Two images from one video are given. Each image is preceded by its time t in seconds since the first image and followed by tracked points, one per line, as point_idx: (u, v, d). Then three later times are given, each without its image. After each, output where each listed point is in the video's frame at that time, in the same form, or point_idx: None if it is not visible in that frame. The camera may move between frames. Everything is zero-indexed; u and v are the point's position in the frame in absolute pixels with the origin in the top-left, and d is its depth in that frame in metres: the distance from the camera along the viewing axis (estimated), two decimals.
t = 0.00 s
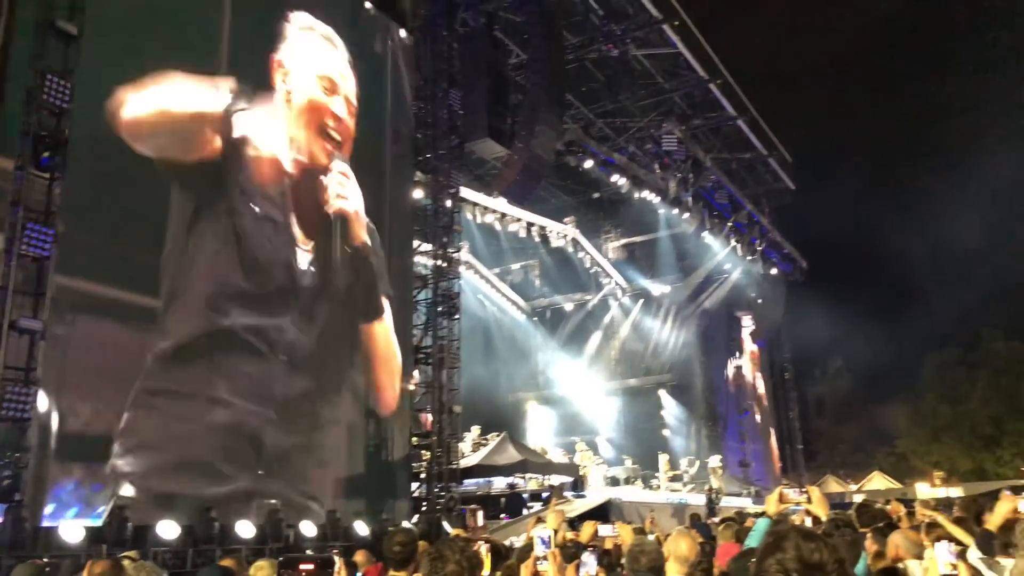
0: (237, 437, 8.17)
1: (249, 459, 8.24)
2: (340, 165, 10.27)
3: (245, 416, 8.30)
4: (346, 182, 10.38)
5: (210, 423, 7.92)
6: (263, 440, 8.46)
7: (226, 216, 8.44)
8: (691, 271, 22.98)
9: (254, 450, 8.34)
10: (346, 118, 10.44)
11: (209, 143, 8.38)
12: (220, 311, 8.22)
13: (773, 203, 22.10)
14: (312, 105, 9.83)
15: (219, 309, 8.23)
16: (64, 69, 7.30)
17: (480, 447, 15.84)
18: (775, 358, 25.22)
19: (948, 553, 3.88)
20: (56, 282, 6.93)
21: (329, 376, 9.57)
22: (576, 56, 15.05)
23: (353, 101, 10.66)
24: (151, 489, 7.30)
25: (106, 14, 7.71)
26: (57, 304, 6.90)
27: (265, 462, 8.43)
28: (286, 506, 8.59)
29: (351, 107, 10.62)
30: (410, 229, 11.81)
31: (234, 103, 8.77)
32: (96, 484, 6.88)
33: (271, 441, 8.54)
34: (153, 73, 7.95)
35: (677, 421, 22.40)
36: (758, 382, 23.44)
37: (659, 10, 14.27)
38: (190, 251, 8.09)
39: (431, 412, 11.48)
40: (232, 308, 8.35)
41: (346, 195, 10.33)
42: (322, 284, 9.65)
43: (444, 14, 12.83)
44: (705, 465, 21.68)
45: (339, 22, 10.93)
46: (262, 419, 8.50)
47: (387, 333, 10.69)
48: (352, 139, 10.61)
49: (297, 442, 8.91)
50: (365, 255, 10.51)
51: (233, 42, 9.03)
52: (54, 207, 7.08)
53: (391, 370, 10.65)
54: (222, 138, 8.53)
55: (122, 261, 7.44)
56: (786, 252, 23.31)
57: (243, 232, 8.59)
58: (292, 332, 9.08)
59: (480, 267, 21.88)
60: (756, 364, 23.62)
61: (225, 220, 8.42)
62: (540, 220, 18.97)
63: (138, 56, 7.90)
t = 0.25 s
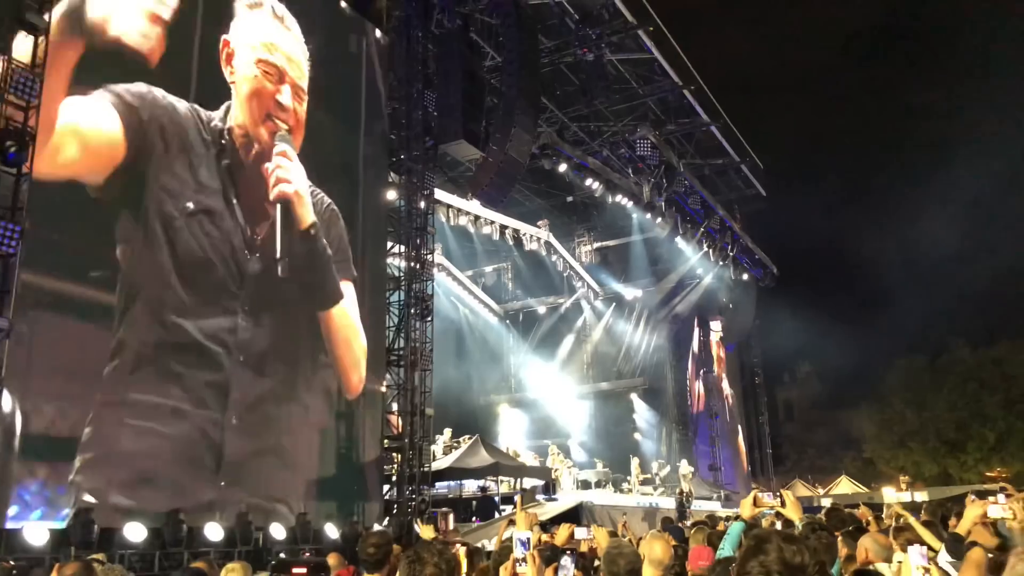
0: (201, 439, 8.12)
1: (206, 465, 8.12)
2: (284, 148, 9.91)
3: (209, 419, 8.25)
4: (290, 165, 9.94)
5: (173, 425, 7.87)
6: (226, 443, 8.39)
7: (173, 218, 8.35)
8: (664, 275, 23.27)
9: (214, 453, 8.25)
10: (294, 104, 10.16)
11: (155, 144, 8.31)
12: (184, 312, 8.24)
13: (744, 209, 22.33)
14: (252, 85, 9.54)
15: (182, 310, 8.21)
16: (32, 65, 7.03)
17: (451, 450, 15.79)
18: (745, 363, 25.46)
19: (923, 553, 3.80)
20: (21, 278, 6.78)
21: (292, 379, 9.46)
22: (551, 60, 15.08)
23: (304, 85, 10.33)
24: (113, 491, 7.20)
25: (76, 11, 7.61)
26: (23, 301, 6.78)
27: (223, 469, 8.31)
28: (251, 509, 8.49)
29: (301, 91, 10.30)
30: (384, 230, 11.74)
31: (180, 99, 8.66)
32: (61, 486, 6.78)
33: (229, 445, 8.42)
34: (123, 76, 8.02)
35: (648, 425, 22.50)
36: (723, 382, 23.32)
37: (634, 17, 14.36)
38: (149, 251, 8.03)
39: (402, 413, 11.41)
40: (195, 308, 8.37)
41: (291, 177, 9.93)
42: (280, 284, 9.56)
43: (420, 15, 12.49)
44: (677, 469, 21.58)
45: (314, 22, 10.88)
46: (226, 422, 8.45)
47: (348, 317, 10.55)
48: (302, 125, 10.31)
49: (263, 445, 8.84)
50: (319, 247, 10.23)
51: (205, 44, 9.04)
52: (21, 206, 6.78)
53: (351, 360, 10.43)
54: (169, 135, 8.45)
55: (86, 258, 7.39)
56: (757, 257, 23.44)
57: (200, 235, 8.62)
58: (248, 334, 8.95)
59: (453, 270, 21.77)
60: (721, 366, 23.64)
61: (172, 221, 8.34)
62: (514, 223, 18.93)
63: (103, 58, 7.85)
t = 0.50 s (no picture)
0: (214, 443, 8.15)
1: (217, 469, 8.13)
2: (292, 150, 9.67)
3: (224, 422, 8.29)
4: (297, 166, 9.66)
5: (185, 429, 7.90)
6: (239, 447, 8.41)
7: (178, 231, 8.31)
8: (676, 280, 23.18)
9: (226, 457, 8.25)
10: (304, 106, 9.99)
11: (157, 161, 8.23)
12: (198, 319, 8.27)
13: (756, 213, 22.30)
14: (260, 87, 9.44)
15: (195, 314, 8.24)
16: (49, 69, 7.18)
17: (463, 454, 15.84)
18: (757, 367, 25.38)
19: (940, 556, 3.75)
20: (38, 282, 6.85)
21: (303, 386, 9.39)
22: (563, 65, 15.09)
23: (314, 87, 10.16)
24: (126, 494, 7.26)
25: (92, 19, 7.66)
26: (42, 305, 6.84)
27: (235, 473, 8.32)
28: (264, 512, 8.54)
29: (311, 93, 10.13)
30: (397, 234, 11.81)
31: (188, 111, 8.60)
32: (78, 488, 6.87)
33: (240, 448, 8.42)
34: (138, 84, 8.02)
35: (660, 430, 22.61)
36: (735, 387, 23.20)
37: (645, 21, 14.37)
38: (163, 257, 8.08)
39: (414, 417, 11.39)
40: (208, 314, 8.39)
41: (298, 179, 9.65)
42: (290, 290, 9.48)
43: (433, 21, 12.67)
44: (688, 474, 21.72)
45: (327, 28, 10.94)
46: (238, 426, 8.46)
47: (353, 318, 10.41)
48: (310, 129, 10.14)
49: (277, 449, 8.86)
50: (328, 250, 10.09)
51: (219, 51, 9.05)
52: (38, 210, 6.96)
53: (359, 361, 10.42)
54: (173, 151, 8.39)
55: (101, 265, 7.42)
56: (770, 262, 23.43)
57: (214, 240, 8.63)
58: (259, 339, 8.88)
59: (464, 274, 21.80)
60: (734, 370, 23.41)
61: (178, 234, 8.30)
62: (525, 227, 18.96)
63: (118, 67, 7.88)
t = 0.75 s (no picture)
0: (234, 459, 8.16)
1: (237, 485, 8.12)
2: (302, 162, 9.67)
3: (248, 439, 8.36)
4: (308, 178, 9.68)
5: (205, 445, 7.91)
6: (259, 464, 8.42)
7: (193, 249, 8.27)
8: (694, 288, 23.02)
9: (246, 471, 8.25)
10: (313, 112, 9.93)
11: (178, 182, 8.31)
12: (215, 338, 8.26)
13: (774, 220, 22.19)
14: (270, 98, 9.40)
15: (215, 328, 8.27)
16: (70, 90, 7.28)
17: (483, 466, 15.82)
18: (778, 375, 25.20)
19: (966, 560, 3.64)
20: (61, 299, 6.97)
21: (320, 403, 9.39)
22: (577, 76, 15.09)
23: (322, 92, 10.12)
24: (148, 512, 7.29)
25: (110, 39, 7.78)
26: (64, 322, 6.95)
27: (255, 488, 8.31)
28: (284, 527, 8.52)
29: (319, 98, 10.08)
30: (414, 247, 11.86)
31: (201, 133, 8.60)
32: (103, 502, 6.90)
33: (261, 464, 8.43)
34: (156, 104, 8.14)
35: (682, 440, 22.26)
36: (755, 396, 23.30)
37: (659, 31, 14.39)
38: (180, 274, 8.10)
39: (434, 430, 11.37)
40: (223, 331, 8.36)
41: (309, 193, 9.66)
42: (306, 303, 9.44)
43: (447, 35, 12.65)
44: (711, 484, 21.62)
45: (343, 44, 11.03)
46: (258, 441, 8.46)
47: (369, 330, 10.42)
48: (320, 135, 10.09)
49: (296, 467, 8.86)
50: (341, 260, 10.03)
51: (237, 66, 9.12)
52: (60, 229, 7.09)
53: (376, 372, 10.40)
54: (181, 181, 8.33)
55: (122, 281, 7.48)
56: (788, 269, 23.53)
57: (229, 253, 8.59)
58: (276, 355, 8.89)
59: (482, 286, 21.82)
60: (753, 377, 23.45)
61: (194, 252, 8.27)
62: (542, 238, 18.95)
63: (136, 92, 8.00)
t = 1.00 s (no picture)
0: (239, 476, 8.14)
1: (242, 502, 8.10)
2: (298, 175, 9.64)
3: (251, 456, 8.32)
4: (304, 192, 9.65)
5: (210, 461, 7.90)
6: (264, 480, 8.39)
7: (192, 270, 8.27)
8: (699, 299, 22.98)
9: (251, 487, 8.23)
10: (308, 123, 9.90)
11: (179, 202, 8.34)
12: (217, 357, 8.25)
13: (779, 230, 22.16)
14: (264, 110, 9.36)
15: (218, 345, 8.27)
16: (75, 109, 7.37)
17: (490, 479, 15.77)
18: (785, 385, 25.11)
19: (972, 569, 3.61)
20: (70, 318, 7.12)
21: (324, 419, 9.38)
22: (580, 89, 15.13)
23: (317, 102, 10.09)
24: (153, 531, 7.30)
25: (113, 60, 7.90)
26: (71, 341, 7.08)
27: (260, 506, 8.28)
28: (290, 543, 8.49)
29: (314, 109, 10.05)
30: (418, 260, 11.87)
31: (202, 153, 8.62)
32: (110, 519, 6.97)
33: (265, 481, 8.40)
34: (159, 122, 8.22)
35: (689, 451, 22.23)
36: (761, 406, 23.28)
37: (661, 43, 14.44)
38: (179, 293, 8.10)
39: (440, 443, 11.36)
40: (225, 349, 8.34)
41: (304, 205, 9.61)
42: (306, 319, 9.41)
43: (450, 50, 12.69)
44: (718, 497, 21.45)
45: (347, 59, 11.10)
46: (262, 459, 8.43)
47: (370, 341, 10.37)
48: (317, 144, 10.06)
49: (301, 483, 8.83)
50: (339, 272, 10.00)
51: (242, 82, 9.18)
52: (65, 246, 7.15)
53: (378, 384, 10.36)
54: (179, 205, 8.32)
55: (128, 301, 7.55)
56: (795, 279, 23.31)
57: (229, 272, 8.58)
58: (279, 372, 8.86)
59: (487, 299, 21.86)
60: (758, 388, 23.46)
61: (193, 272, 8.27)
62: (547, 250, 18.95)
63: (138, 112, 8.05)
